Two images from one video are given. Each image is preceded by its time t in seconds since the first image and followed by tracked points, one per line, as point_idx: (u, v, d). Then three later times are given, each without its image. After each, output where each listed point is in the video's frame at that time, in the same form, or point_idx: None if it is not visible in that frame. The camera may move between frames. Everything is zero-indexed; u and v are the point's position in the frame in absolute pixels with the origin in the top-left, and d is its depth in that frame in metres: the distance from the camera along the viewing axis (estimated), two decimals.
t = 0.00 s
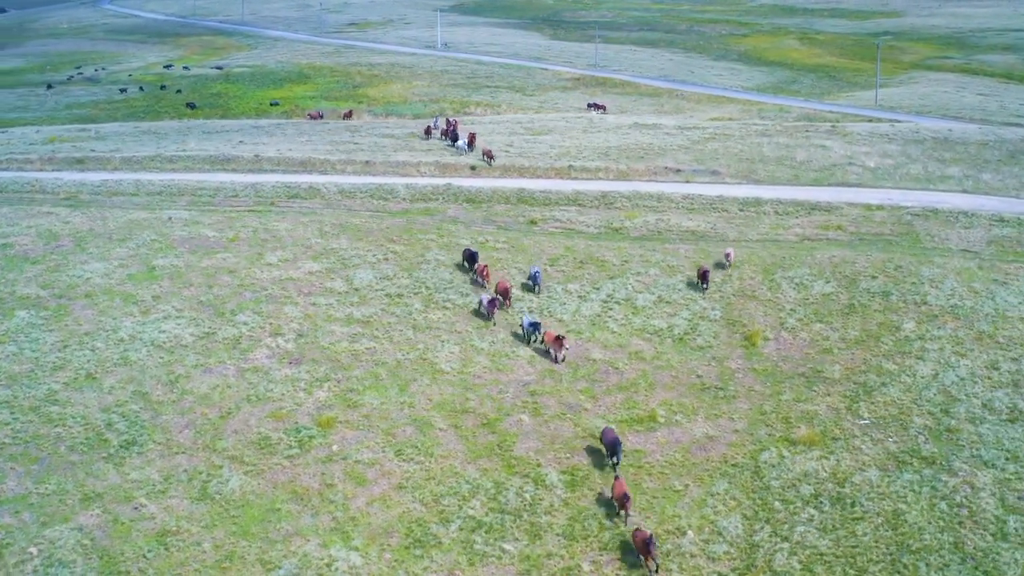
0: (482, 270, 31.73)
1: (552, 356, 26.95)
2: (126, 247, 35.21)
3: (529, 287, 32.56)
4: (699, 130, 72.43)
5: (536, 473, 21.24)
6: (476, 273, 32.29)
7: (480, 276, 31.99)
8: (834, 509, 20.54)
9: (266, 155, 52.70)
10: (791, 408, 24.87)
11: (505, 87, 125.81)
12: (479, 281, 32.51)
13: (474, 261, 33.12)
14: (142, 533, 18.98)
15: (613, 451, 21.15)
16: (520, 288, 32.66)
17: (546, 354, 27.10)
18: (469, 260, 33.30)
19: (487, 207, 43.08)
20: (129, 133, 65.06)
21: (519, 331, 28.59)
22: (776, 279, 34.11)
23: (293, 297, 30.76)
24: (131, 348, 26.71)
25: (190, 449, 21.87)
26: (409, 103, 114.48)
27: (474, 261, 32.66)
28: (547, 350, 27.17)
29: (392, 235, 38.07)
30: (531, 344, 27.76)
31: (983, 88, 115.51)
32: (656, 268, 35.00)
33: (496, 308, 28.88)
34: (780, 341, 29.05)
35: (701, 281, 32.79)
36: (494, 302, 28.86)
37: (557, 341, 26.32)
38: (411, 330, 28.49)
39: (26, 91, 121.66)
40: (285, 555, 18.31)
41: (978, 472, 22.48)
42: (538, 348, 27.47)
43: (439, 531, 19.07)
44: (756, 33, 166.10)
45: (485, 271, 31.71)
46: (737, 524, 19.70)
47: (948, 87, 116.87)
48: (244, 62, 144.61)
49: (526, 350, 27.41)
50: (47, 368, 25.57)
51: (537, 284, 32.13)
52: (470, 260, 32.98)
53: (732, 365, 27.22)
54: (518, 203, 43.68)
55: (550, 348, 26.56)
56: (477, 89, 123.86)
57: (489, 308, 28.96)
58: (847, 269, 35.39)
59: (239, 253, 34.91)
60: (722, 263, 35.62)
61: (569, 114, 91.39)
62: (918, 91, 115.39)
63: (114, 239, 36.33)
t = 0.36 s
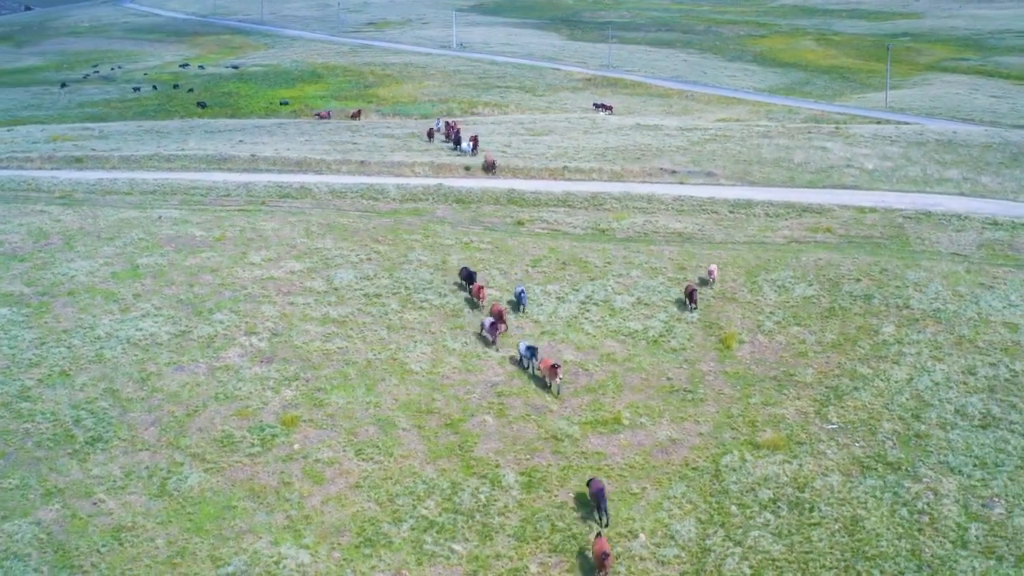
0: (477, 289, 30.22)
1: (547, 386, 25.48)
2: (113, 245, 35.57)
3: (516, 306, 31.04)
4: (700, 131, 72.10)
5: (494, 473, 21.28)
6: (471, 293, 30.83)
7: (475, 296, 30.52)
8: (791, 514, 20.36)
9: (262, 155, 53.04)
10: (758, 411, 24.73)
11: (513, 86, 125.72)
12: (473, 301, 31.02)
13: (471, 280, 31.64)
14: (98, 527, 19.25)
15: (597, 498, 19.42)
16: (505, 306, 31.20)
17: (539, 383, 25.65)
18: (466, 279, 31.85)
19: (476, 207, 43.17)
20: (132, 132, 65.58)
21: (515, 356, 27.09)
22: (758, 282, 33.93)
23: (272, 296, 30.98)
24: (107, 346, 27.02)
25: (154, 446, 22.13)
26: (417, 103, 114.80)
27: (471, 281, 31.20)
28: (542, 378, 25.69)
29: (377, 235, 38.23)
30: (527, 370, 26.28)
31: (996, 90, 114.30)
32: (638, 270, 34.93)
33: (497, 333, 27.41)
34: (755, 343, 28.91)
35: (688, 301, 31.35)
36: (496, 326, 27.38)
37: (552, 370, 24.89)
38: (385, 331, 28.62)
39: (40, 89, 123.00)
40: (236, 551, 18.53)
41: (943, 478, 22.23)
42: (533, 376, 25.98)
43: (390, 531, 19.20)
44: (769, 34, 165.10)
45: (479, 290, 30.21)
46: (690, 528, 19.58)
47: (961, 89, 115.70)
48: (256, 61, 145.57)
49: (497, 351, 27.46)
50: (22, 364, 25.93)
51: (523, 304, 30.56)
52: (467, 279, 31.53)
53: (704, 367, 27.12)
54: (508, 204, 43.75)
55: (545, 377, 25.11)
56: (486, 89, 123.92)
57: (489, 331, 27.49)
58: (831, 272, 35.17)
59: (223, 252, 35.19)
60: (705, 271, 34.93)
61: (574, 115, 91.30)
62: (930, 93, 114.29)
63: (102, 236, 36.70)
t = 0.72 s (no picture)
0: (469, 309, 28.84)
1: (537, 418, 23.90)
2: (102, 245, 35.95)
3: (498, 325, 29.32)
4: (702, 132, 71.82)
5: (454, 474, 21.35)
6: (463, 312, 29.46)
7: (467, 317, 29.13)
8: (749, 519, 20.21)
9: (259, 154, 53.40)
10: (727, 415, 24.62)
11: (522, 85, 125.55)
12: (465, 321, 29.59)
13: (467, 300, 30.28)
14: (58, 522, 19.54)
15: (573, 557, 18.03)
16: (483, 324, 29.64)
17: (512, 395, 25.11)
18: (462, 298, 30.56)
19: (466, 208, 43.28)
20: (135, 131, 66.12)
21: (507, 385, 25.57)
22: (740, 285, 33.78)
23: (252, 296, 31.22)
24: (85, 344, 27.36)
25: (121, 443, 22.42)
26: (425, 103, 115.11)
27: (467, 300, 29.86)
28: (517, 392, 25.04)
29: (363, 235, 38.42)
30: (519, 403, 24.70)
31: (1009, 91, 113.14)
32: (621, 272, 34.87)
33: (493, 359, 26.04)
34: (731, 346, 28.81)
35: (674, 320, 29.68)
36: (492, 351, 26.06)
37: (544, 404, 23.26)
38: (361, 331, 28.77)
39: (55, 88, 124.33)
40: (190, 549, 18.76)
41: (909, 485, 22.01)
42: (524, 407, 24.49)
43: (344, 531, 19.34)
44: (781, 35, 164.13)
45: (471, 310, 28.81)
46: (644, 532, 19.53)
47: (973, 90, 114.60)
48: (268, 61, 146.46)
49: (470, 352, 27.52)
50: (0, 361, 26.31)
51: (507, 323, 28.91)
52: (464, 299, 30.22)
53: (677, 370, 27.04)
54: (498, 205, 43.81)
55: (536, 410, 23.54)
56: (495, 90, 123.96)
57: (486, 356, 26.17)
58: (816, 276, 34.95)
59: (208, 252, 35.48)
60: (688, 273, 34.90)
61: (578, 116, 91.13)
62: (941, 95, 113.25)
63: (91, 236, 37.10)
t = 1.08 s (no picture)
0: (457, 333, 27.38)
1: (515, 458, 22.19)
2: (90, 243, 36.38)
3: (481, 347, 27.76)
4: (703, 133, 71.52)
5: (411, 474, 21.44)
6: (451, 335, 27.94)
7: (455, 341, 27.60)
8: (704, 523, 20.13)
9: (256, 154, 53.81)
10: (693, 418, 24.52)
11: (530, 83, 125.37)
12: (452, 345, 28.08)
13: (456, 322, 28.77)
14: (17, 516, 19.84)
15: None
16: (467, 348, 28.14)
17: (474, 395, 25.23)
18: (451, 320, 29.09)
19: (455, 208, 43.40)
20: (138, 130, 66.80)
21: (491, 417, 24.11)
22: (721, 288, 33.66)
23: (232, 295, 31.48)
24: (62, 341, 27.73)
25: (87, 439, 22.72)
26: (433, 102, 115.41)
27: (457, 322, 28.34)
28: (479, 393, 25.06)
29: (349, 235, 38.59)
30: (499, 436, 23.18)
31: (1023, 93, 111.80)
32: (602, 274, 34.85)
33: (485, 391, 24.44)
34: (706, 349, 28.71)
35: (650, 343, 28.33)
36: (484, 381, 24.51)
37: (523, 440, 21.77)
38: (335, 330, 28.94)
39: (69, 86, 125.70)
40: (143, 545, 19.00)
41: (871, 491, 21.83)
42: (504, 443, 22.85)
43: (296, 529, 19.50)
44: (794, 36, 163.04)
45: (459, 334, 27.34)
46: (596, 534, 19.53)
47: (985, 92, 113.34)
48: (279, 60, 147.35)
49: (442, 353, 27.60)
50: None
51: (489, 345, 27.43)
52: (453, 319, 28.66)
53: (647, 373, 26.99)
54: (488, 205, 43.90)
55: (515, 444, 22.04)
56: (504, 89, 123.97)
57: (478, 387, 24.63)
58: (800, 278, 34.74)
59: (194, 251, 35.80)
60: (670, 274, 34.94)
61: (583, 116, 90.96)
62: (953, 96, 112.10)
63: (81, 234, 37.55)
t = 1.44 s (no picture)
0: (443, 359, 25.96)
1: (487, 503, 20.60)
2: (79, 241, 36.84)
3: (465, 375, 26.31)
4: (705, 134, 71.23)
5: (373, 474, 21.55)
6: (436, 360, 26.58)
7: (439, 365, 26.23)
8: (660, 526, 20.09)
9: (253, 153, 54.20)
10: (661, 420, 24.47)
11: (539, 83, 125.26)
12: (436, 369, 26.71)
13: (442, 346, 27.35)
14: None
15: None
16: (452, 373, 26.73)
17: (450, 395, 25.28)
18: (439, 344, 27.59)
19: (445, 209, 43.53)
20: (142, 129, 67.45)
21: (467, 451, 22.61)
22: (703, 290, 33.56)
23: (213, 294, 31.75)
24: (42, 338, 28.10)
25: (57, 436, 23.05)
26: (440, 102, 115.67)
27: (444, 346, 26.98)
28: (458, 407, 24.51)
29: (337, 234, 38.83)
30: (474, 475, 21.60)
31: None
32: (585, 275, 34.86)
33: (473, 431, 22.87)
34: (681, 351, 28.64)
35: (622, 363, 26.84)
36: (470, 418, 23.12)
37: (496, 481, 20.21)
38: (312, 329, 29.14)
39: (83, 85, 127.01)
40: (101, 540, 19.28)
41: (833, 496, 21.67)
42: (473, 456, 22.36)
43: (253, 526, 19.71)
44: (808, 37, 161.88)
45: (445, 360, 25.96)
46: (550, 535, 19.56)
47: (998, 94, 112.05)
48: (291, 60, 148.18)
49: (415, 353, 27.70)
50: None
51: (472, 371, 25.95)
52: (439, 342, 27.28)
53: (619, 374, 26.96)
54: (478, 206, 44.00)
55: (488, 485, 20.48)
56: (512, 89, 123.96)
57: (466, 425, 23.16)
58: (783, 281, 34.56)
59: (181, 250, 36.14)
60: (653, 275, 34.96)
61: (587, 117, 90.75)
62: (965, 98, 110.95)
63: (72, 232, 38.02)
